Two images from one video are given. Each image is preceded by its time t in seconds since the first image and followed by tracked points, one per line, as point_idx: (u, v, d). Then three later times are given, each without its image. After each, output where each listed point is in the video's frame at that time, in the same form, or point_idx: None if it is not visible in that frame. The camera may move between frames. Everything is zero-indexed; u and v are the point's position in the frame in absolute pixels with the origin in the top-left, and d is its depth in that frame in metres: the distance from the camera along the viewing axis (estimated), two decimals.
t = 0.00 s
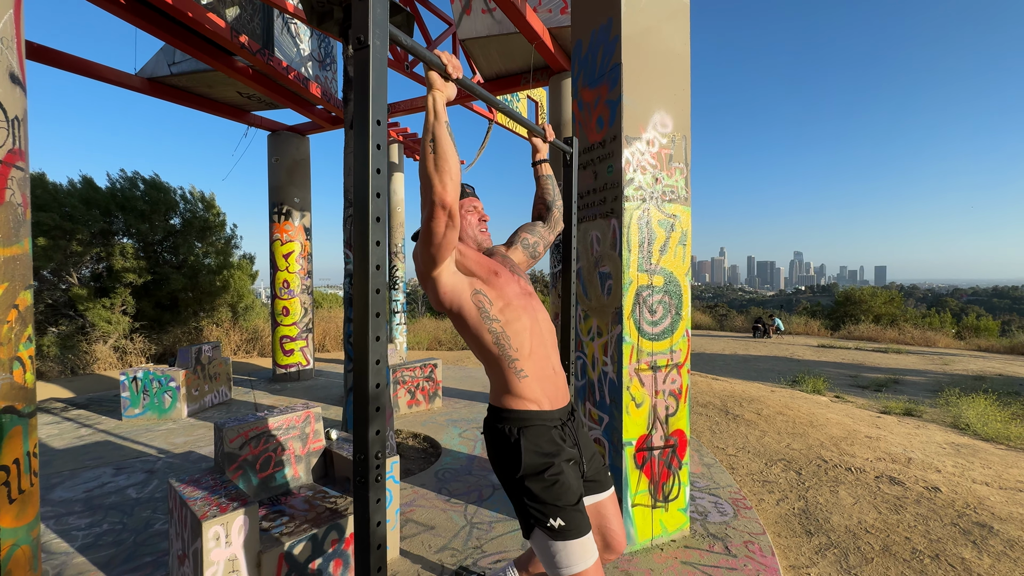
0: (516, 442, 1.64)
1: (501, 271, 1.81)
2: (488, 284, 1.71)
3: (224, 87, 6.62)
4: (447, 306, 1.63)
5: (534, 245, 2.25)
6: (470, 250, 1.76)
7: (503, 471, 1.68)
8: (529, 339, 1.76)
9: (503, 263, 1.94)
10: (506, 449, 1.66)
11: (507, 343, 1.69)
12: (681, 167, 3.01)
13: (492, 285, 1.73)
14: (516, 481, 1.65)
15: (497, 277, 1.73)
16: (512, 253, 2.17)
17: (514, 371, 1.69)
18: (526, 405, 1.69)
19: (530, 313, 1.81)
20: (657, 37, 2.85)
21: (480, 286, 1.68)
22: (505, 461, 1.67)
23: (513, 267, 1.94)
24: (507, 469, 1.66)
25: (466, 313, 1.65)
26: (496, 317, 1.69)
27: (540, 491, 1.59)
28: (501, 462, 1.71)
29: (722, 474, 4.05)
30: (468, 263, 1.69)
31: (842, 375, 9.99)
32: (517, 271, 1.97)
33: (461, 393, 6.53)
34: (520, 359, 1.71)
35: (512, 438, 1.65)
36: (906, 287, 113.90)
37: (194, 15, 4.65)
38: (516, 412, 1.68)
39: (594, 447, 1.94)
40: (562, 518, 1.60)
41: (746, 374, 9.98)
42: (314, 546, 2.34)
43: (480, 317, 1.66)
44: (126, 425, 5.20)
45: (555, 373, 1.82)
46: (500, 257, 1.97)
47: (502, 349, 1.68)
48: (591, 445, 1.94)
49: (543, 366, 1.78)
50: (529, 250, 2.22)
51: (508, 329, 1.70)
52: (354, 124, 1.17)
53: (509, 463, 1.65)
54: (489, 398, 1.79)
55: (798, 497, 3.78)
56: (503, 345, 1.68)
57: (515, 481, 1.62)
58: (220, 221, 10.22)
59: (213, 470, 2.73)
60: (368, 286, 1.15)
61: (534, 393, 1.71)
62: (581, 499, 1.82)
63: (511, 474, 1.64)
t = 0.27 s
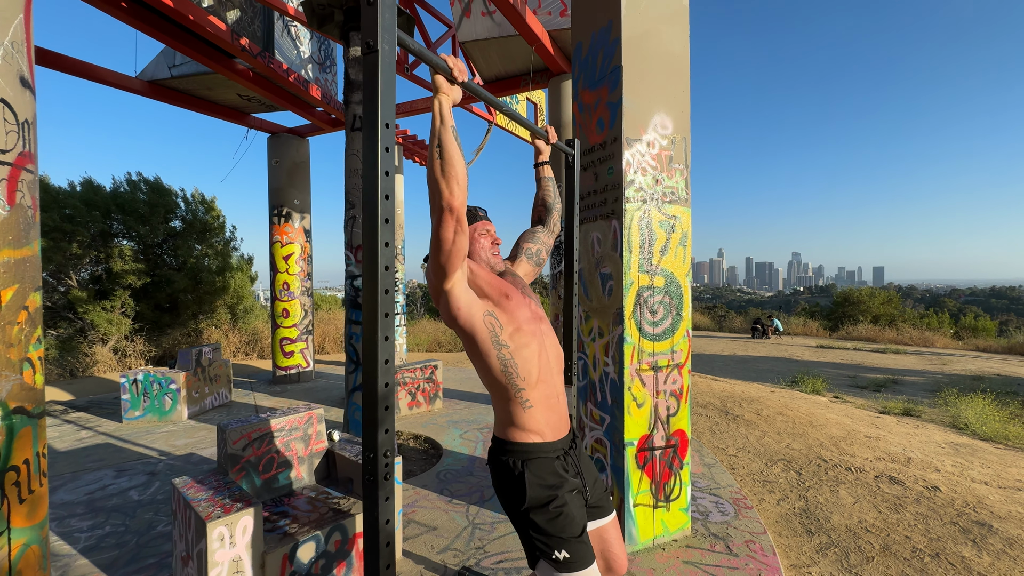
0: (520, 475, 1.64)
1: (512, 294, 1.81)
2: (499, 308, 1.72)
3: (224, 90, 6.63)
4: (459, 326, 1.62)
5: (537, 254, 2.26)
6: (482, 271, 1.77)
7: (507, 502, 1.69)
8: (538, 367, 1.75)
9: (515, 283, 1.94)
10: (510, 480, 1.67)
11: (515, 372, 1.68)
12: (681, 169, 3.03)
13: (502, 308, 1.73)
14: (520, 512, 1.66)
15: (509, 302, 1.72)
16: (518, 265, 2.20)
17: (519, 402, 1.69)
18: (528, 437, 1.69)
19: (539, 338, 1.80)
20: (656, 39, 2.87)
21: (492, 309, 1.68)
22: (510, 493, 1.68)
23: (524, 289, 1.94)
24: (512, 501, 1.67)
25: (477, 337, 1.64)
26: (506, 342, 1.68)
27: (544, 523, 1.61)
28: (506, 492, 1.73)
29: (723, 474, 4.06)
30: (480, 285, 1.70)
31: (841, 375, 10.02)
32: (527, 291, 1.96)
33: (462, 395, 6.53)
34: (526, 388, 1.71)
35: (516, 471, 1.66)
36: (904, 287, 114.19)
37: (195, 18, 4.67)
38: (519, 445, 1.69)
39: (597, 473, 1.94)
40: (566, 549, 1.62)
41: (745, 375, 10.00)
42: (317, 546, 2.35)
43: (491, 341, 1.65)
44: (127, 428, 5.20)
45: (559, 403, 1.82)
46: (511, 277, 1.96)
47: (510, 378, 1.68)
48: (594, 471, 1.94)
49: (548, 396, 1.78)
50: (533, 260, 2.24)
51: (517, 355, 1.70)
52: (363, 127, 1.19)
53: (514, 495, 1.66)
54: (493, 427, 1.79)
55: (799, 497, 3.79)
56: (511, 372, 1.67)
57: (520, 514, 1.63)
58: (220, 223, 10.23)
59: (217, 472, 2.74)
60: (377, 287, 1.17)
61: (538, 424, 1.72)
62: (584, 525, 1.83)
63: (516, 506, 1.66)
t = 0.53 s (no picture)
0: (512, 476, 1.66)
1: (517, 298, 1.83)
2: (505, 312, 1.75)
3: (226, 94, 6.66)
4: (465, 330, 1.63)
5: (540, 256, 2.28)
6: (488, 274, 1.80)
7: (499, 501, 1.72)
8: (540, 371, 1.77)
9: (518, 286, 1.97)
10: (502, 481, 1.69)
11: (517, 376, 1.70)
12: (682, 172, 3.05)
13: (507, 312, 1.76)
14: (512, 511, 1.68)
15: (514, 306, 1.76)
16: (520, 265, 2.23)
17: (519, 405, 1.71)
18: (523, 439, 1.71)
19: (543, 343, 1.82)
20: (657, 45, 2.90)
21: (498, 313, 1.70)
22: (502, 493, 1.70)
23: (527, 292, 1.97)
24: (504, 501, 1.69)
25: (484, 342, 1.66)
26: (511, 347, 1.70)
27: (535, 523, 1.63)
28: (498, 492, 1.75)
29: (724, 476, 4.08)
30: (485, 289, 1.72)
31: (840, 376, 10.05)
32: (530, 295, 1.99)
33: (463, 397, 6.54)
34: (527, 392, 1.73)
35: (508, 472, 1.68)
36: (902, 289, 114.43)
37: (198, 23, 4.70)
38: (513, 447, 1.70)
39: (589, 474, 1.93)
40: (555, 549, 1.63)
41: (745, 376, 10.03)
42: (322, 549, 2.36)
43: (496, 344, 1.67)
44: (128, 431, 5.20)
45: (558, 407, 1.84)
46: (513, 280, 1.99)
47: (512, 382, 1.70)
48: (586, 472, 1.94)
49: (549, 400, 1.80)
50: (535, 262, 2.26)
51: (521, 358, 1.72)
52: (374, 135, 1.21)
53: (505, 495, 1.68)
54: (489, 430, 1.80)
55: (800, 498, 3.81)
56: (513, 377, 1.69)
57: (511, 514, 1.65)
58: (220, 226, 10.24)
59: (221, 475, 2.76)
60: (387, 291, 1.19)
61: (535, 426, 1.74)
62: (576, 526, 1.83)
63: (507, 506, 1.68)
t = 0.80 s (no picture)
0: (501, 414, 1.69)
1: (491, 261, 1.87)
2: (478, 273, 1.78)
3: (226, 98, 6.68)
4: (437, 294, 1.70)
5: (530, 247, 2.33)
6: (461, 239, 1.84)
7: (489, 442, 1.74)
8: (517, 323, 1.80)
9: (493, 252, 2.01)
10: (491, 421, 1.72)
11: (492, 328, 1.74)
12: (681, 177, 3.07)
13: (479, 273, 1.79)
14: (501, 450, 1.70)
15: (486, 266, 1.79)
16: (507, 248, 2.26)
17: (498, 352, 1.74)
18: (511, 381, 1.74)
19: (518, 299, 1.86)
20: (657, 51, 2.92)
21: (469, 274, 1.74)
22: (492, 433, 1.72)
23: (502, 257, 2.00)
24: (493, 439, 1.72)
25: (456, 301, 1.71)
26: (483, 304, 1.74)
27: (524, 459, 1.65)
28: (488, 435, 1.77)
29: (725, 479, 4.08)
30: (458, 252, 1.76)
31: (840, 378, 10.05)
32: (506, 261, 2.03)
33: (463, 400, 6.54)
34: (506, 341, 1.76)
35: (497, 412, 1.70)
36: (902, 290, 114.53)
37: (200, 29, 4.72)
38: (500, 388, 1.73)
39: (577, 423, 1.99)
40: (545, 483, 1.65)
41: (745, 378, 10.03)
42: (324, 554, 2.36)
43: (468, 305, 1.71)
44: (129, 436, 5.20)
45: (542, 355, 1.87)
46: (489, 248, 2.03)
47: (488, 334, 1.73)
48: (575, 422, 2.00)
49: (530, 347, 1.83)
50: (524, 250, 2.30)
51: (495, 314, 1.76)
52: (377, 146, 1.23)
53: (495, 434, 1.71)
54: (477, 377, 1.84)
55: (801, 501, 3.81)
56: (488, 329, 1.73)
57: (501, 450, 1.68)
58: (220, 230, 10.25)
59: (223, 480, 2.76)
60: (390, 300, 1.20)
61: (520, 371, 1.76)
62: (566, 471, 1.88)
63: (497, 444, 1.70)
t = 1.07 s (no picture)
0: (492, 352, 1.71)
1: (485, 215, 1.90)
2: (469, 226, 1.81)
3: (227, 102, 6.69)
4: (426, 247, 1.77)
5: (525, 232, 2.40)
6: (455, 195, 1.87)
7: (481, 381, 1.76)
8: (507, 270, 1.83)
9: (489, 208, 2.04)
10: (483, 360, 1.74)
11: (481, 275, 1.77)
12: (681, 181, 3.07)
13: (471, 225, 1.82)
14: (493, 388, 1.73)
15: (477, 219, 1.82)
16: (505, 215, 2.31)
17: (488, 296, 1.77)
18: (501, 323, 1.76)
19: (510, 250, 1.88)
20: (656, 55, 2.93)
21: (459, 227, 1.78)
22: (484, 372, 1.75)
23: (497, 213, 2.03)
24: (485, 378, 1.74)
25: (445, 252, 1.76)
26: (473, 255, 1.78)
27: (516, 395, 1.68)
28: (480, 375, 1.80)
29: (726, 483, 4.07)
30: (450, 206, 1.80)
31: (841, 381, 10.04)
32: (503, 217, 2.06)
33: (463, 403, 6.54)
34: (495, 287, 1.79)
35: (489, 350, 1.73)
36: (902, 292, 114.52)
37: (201, 34, 4.74)
38: (491, 329, 1.76)
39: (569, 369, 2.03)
40: (537, 416, 1.68)
41: (745, 381, 10.03)
42: (324, 560, 2.35)
43: (457, 255, 1.76)
44: (128, 440, 5.19)
45: (533, 303, 1.89)
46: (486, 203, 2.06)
47: (477, 281, 1.78)
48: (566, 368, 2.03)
49: (520, 293, 1.85)
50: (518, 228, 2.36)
51: (484, 262, 1.79)
52: (377, 153, 1.24)
53: (486, 372, 1.73)
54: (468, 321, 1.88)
55: (801, 505, 3.81)
56: (476, 276, 1.77)
57: (492, 387, 1.70)
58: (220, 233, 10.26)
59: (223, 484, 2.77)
60: (390, 306, 1.21)
61: (510, 316, 1.79)
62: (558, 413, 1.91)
63: (488, 382, 1.73)
